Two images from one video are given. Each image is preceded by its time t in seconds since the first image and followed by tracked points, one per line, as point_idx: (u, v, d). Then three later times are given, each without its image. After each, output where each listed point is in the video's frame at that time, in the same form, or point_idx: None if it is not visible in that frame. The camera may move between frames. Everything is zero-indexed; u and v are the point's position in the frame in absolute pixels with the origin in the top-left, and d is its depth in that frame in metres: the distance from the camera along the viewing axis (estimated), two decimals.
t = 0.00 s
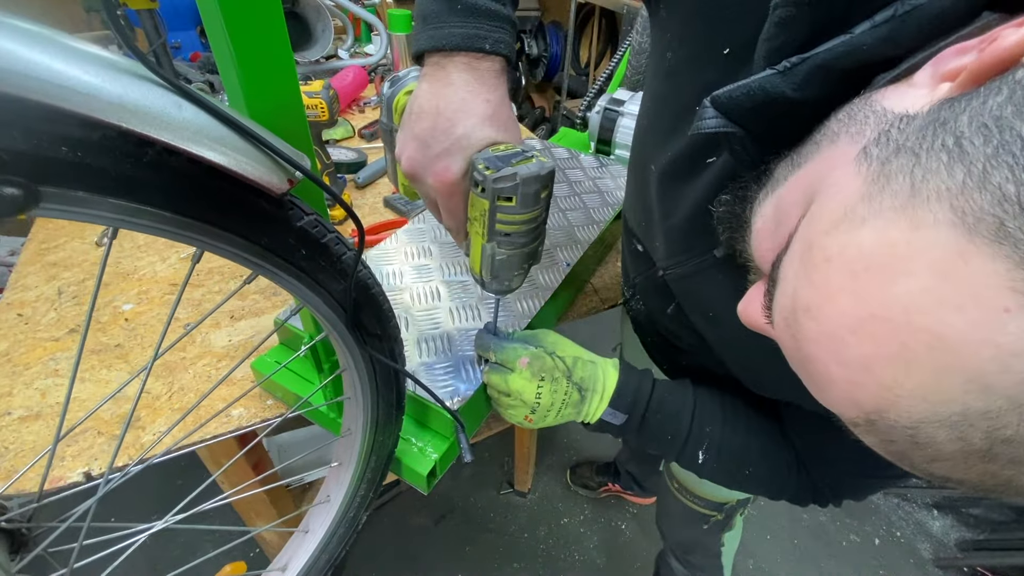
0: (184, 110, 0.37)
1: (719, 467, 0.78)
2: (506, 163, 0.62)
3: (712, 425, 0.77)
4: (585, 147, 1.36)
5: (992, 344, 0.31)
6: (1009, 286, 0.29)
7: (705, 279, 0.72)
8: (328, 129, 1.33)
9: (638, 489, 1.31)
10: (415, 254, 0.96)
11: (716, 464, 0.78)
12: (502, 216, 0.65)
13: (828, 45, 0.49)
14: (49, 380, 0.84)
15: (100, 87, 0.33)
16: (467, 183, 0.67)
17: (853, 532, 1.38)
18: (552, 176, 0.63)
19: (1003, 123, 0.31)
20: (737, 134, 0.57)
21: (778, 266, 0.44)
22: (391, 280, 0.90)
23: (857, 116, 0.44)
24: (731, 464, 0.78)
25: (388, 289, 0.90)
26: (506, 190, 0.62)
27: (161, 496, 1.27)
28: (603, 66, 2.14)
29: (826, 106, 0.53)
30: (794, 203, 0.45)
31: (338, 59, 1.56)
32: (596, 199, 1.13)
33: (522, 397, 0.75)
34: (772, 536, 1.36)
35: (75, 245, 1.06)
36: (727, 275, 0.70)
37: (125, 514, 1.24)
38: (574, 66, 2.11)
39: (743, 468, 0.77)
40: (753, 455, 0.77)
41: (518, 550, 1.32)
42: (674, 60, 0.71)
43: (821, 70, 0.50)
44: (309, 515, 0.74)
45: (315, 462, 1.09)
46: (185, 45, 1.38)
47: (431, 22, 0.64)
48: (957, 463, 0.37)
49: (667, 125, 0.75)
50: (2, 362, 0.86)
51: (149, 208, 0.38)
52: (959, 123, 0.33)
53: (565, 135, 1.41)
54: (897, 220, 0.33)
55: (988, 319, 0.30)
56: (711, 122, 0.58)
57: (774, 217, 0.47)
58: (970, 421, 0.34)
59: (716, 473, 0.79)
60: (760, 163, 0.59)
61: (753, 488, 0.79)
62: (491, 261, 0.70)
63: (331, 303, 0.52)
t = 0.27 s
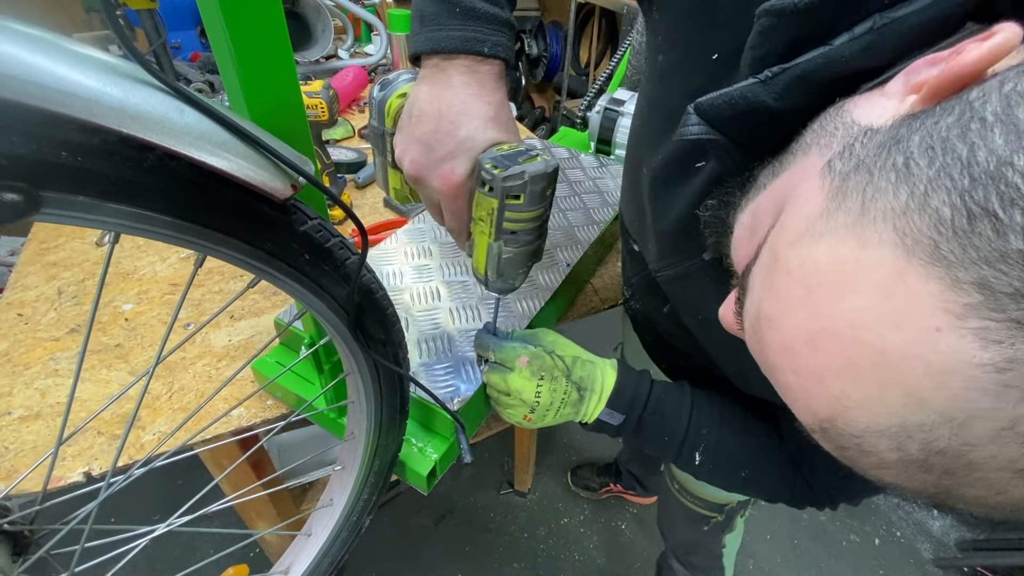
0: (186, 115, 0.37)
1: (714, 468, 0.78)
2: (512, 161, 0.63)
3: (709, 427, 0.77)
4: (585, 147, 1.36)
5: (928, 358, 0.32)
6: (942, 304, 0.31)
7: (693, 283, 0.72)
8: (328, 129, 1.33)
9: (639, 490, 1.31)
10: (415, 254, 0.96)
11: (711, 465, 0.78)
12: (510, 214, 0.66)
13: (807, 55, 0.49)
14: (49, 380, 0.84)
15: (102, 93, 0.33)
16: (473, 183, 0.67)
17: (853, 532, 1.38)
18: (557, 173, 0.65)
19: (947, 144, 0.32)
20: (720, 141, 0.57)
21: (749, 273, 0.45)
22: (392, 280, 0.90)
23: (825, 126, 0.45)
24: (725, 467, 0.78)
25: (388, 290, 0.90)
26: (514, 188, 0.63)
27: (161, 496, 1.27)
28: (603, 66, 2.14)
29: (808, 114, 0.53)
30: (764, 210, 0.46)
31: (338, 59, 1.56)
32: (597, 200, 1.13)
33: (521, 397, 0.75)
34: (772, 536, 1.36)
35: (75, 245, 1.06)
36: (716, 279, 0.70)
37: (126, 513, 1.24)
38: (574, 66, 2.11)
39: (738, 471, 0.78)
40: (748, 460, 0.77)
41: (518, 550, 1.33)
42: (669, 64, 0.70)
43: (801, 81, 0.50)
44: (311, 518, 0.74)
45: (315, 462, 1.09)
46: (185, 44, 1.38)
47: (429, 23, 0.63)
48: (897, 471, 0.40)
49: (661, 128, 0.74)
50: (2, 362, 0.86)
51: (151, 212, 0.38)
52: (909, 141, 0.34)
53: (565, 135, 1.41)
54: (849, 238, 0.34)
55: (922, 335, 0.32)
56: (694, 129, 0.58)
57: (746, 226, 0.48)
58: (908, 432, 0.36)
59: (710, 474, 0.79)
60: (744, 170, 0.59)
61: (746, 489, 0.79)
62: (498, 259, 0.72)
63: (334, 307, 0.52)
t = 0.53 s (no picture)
0: (186, 117, 0.37)
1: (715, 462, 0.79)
2: (519, 161, 0.63)
3: (708, 426, 0.78)
4: (585, 147, 1.36)
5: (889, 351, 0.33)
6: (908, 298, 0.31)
7: (687, 280, 0.72)
8: (328, 129, 1.33)
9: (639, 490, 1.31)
10: (415, 254, 0.96)
11: (709, 464, 0.78)
12: (517, 214, 0.66)
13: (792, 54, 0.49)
14: (49, 380, 0.84)
15: (103, 95, 0.33)
16: (478, 184, 0.67)
17: (853, 532, 1.38)
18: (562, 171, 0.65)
19: (914, 140, 0.32)
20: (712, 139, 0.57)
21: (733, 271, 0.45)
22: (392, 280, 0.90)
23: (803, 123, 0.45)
24: (724, 466, 0.78)
25: (388, 290, 0.90)
26: (521, 187, 0.63)
27: (161, 495, 1.27)
28: (603, 66, 2.14)
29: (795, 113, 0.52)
30: (747, 208, 0.46)
31: (338, 58, 1.56)
32: (597, 200, 1.13)
33: (521, 396, 0.75)
34: (772, 536, 1.36)
35: (75, 245, 1.06)
36: (708, 280, 0.70)
37: (126, 512, 1.24)
38: (574, 66, 2.11)
39: (736, 471, 0.78)
40: (747, 459, 0.77)
41: (518, 550, 1.33)
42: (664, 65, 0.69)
43: (786, 80, 0.50)
44: (312, 519, 0.74)
45: (316, 463, 1.09)
46: (185, 44, 1.38)
47: (429, 24, 0.64)
48: (875, 462, 0.40)
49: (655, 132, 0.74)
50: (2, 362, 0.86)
51: (151, 215, 0.38)
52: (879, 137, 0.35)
53: (565, 135, 1.41)
54: (821, 234, 0.35)
55: (890, 329, 0.32)
56: (682, 128, 0.58)
57: (732, 224, 0.48)
58: (880, 424, 0.36)
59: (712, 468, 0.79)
60: (734, 170, 0.59)
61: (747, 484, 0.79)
62: (503, 259, 0.72)
63: (335, 309, 0.52)
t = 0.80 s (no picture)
0: (187, 105, 0.37)
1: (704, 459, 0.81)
2: (508, 162, 0.64)
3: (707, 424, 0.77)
4: (586, 148, 1.36)
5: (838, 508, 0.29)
6: (861, 459, 0.28)
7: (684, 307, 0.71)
8: (328, 129, 1.33)
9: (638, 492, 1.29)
10: (416, 254, 0.96)
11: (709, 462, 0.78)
12: (511, 213, 0.67)
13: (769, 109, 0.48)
14: (50, 380, 0.84)
15: (104, 82, 0.33)
16: (469, 189, 0.68)
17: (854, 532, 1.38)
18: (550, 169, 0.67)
19: (889, 280, 0.28)
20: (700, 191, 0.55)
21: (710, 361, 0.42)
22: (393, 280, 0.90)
23: (768, 206, 0.41)
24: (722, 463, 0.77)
25: (389, 289, 0.90)
26: (513, 187, 0.64)
27: (161, 496, 1.27)
28: (603, 66, 2.14)
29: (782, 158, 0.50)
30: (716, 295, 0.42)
31: (339, 60, 1.57)
32: (597, 199, 1.13)
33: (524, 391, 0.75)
34: (773, 536, 1.36)
35: (75, 245, 1.06)
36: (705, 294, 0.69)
37: (126, 514, 1.24)
38: (574, 67, 2.12)
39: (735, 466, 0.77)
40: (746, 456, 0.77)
41: (518, 550, 1.32)
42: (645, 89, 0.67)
43: (766, 135, 0.48)
44: (313, 517, 0.74)
45: (316, 462, 1.09)
46: (186, 45, 1.38)
47: (413, 30, 0.63)
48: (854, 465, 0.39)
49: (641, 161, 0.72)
50: (3, 362, 0.86)
51: (151, 204, 0.38)
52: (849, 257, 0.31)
53: (565, 135, 1.41)
54: (788, 372, 0.31)
55: (871, 504, 0.28)
56: (669, 181, 0.58)
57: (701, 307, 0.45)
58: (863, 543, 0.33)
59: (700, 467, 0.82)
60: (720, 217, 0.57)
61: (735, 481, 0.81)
62: (501, 259, 0.73)
63: (335, 302, 0.52)
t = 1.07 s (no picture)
0: (183, 103, 0.37)
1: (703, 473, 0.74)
2: (511, 166, 0.65)
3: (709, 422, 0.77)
4: (586, 148, 1.36)
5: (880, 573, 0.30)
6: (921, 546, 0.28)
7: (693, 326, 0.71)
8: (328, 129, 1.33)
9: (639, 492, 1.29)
10: (415, 254, 0.96)
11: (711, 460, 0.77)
12: (513, 219, 0.68)
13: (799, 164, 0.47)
14: (50, 380, 0.84)
15: (100, 80, 0.33)
16: (471, 194, 0.68)
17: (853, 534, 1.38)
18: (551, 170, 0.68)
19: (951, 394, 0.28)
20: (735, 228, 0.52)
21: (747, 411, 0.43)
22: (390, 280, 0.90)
23: (810, 258, 0.43)
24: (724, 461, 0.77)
25: (388, 289, 0.90)
26: (517, 192, 0.65)
27: (161, 496, 1.27)
28: (603, 66, 2.14)
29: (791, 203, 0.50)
30: (759, 339, 0.43)
31: (339, 59, 1.57)
32: (597, 199, 1.13)
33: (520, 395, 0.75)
34: (773, 536, 1.36)
35: (75, 245, 1.06)
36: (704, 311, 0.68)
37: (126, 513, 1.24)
38: (574, 66, 2.12)
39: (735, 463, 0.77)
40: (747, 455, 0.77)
41: (518, 550, 1.32)
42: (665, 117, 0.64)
43: (799, 187, 0.47)
44: (312, 516, 0.74)
45: (315, 462, 1.09)
46: (185, 44, 1.38)
47: (408, 33, 0.61)
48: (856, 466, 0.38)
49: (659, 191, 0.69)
50: (3, 362, 0.86)
51: (146, 203, 0.38)
52: (896, 353, 0.31)
53: (565, 135, 1.41)
54: (852, 452, 0.31)
55: None
56: (694, 223, 0.55)
57: (741, 343, 0.45)
58: None
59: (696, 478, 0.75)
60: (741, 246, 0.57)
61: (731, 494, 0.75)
62: (504, 263, 0.73)
63: (333, 301, 0.52)
